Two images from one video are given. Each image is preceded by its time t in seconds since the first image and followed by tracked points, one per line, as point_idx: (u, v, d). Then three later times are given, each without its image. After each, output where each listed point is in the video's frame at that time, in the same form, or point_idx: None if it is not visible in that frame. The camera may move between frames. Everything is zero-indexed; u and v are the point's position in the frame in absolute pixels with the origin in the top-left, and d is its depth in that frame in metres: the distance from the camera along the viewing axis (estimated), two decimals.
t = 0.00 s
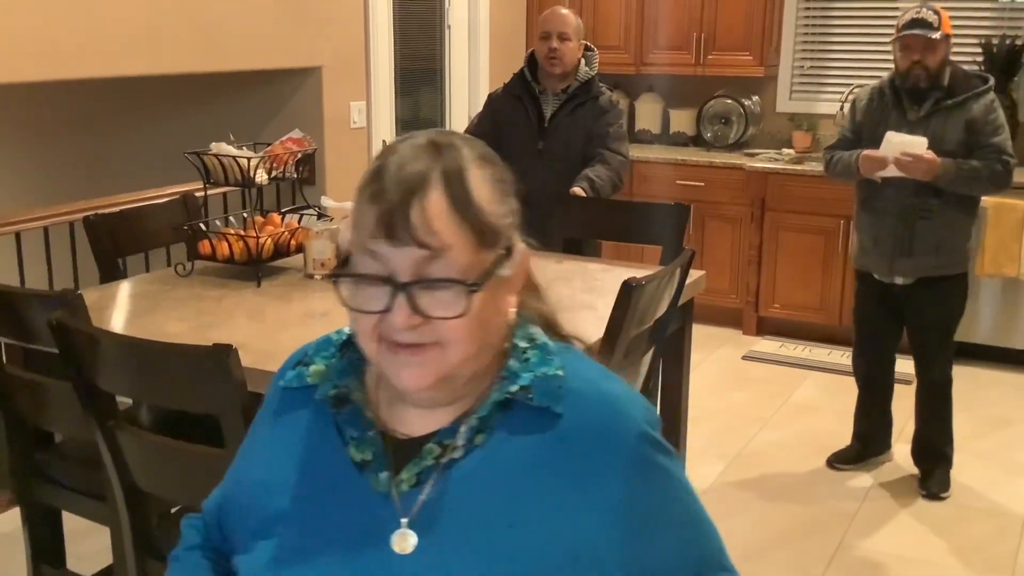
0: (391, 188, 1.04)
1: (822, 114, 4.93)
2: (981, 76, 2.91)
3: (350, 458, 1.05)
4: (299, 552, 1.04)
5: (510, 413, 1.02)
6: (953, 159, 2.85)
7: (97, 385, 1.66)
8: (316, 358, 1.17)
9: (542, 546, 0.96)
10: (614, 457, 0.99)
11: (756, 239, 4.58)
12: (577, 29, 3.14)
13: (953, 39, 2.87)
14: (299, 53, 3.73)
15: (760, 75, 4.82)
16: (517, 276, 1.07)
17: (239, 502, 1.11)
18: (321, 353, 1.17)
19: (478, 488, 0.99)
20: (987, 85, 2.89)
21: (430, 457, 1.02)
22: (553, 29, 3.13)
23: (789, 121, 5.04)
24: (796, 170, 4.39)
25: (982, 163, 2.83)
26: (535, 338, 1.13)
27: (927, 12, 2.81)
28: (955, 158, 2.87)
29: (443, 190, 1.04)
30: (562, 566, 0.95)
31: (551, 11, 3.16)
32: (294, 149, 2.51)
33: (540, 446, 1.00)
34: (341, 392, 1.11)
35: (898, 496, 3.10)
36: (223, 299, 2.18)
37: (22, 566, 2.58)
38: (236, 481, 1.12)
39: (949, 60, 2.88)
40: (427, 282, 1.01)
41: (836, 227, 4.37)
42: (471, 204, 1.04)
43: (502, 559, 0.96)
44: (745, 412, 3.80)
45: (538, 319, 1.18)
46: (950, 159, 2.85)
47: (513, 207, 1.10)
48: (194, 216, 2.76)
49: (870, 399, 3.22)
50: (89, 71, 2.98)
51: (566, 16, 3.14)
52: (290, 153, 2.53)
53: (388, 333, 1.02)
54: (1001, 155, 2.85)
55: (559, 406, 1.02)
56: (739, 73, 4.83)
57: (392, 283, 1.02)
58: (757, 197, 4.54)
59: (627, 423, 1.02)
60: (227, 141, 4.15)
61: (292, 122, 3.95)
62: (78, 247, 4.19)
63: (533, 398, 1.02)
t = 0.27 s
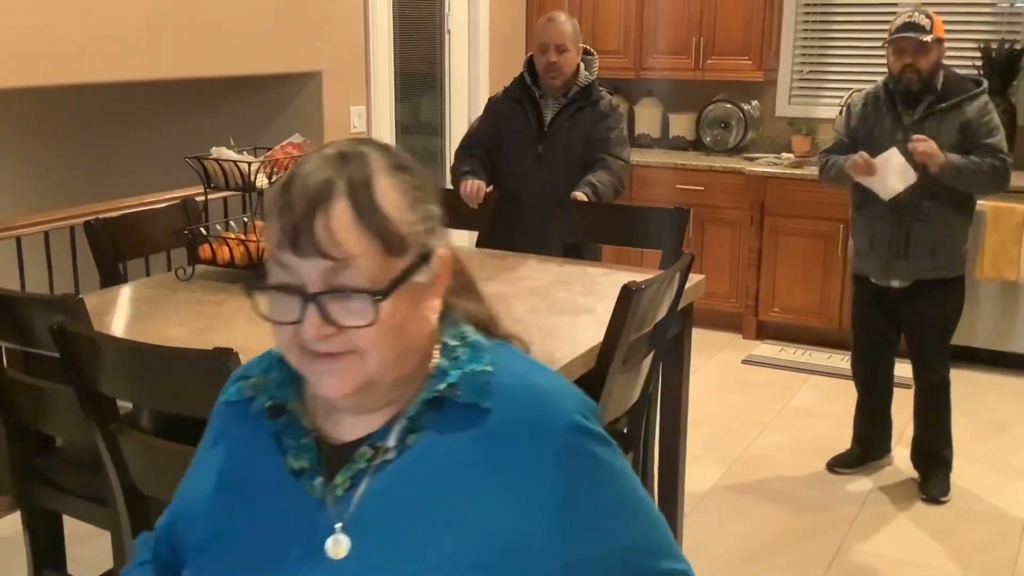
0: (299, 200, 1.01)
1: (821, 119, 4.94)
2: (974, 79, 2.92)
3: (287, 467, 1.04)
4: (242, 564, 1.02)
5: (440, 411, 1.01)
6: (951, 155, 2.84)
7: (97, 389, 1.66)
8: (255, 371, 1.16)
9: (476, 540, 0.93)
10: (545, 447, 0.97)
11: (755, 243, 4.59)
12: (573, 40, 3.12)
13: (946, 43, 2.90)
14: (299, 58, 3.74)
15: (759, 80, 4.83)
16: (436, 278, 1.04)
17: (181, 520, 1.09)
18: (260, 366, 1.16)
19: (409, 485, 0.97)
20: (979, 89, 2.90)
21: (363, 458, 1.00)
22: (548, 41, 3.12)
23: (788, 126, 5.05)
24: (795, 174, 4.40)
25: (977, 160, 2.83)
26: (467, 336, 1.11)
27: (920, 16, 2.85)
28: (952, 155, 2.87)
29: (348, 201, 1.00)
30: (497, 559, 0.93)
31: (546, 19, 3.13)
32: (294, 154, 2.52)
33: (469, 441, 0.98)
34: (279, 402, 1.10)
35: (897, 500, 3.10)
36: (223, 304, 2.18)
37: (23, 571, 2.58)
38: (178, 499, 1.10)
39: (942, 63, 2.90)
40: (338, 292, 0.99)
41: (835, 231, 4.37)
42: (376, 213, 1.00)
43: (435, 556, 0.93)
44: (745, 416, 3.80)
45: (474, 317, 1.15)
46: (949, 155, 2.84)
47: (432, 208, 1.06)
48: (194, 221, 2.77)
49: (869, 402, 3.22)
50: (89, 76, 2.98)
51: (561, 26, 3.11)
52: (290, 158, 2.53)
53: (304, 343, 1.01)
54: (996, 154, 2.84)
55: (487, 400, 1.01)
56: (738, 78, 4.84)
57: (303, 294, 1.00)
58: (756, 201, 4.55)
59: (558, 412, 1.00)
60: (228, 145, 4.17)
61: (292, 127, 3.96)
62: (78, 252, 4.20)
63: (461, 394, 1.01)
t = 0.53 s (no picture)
0: (201, 229, 0.93)
1: (817, 125, 4.95)
2: (969, 86, 2.93)
3: (224, 517, 0.99)
4: None
5: (375, 442, 0.93)
6: (937, 159, 2.87)
7: (96, 396, 1.67)
8: (177, 413, 1.08)
9: None
10: (492, 471, 0.89)
11: (751, 249, 4.60)
12: (566, 56, 3.09)
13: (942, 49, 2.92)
14: (296, 64, 3.75)
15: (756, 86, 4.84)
16: (360, 302, 0.97)
17: None
18: (182, 407, 1.09)
19: (349, 526, 0.90)
20: (974, 94, 2.91)
21: (302, 501, 0.94)
22: (542, 62, 3.10)
23: (784, 132, 5.07)
24: (790, 180, 4.41)
25: (966, 163, 2.84)
26: (398, 354, 1.02)
27: (915, 21, 2.88)
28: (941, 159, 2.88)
29: (254, 225, 0.92)
30: None
31: (539, 36, 3.08)
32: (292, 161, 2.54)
33: (407, 474, 0.91)
34: (206, 448, 1.03)
35: (894, 505, 3.11)
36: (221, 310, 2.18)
37: None
38: (117, 557, 1.05)
39: (937, 69, 2.92)
40: (247, 325, 0.91)
41: (831, 237, 4.39)
42: (286, 235, 0.92)
43: None
44: (742, 421, 3.81)
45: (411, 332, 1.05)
46: (933, 158, 2.87)
47: (348, 232, 0.98)
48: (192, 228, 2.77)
49: (866, 408, 3.22)
50: (87, 84, 2.99)
51: (555, 45, 3.07)
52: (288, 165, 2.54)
53: (215, 381, 0.93)
54: (987, 159, 2.86)
55: (422, 426, 0.92)
56: (733, 84, 4.85)
57: (210, 330, 0.92)
58: (752, 208, 4.55)
59: (499, 429, 0.91)
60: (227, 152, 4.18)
61: (290, 133, 3.98)
62: (76, 258, 4.20)
63: (395, 421, 0.93)
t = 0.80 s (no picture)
0: (145, 263, 0.96)
1: (806, 134, 4.98)
2: (959, 94, 2.94)
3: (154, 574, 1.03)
4: None
5: (335, 512, 0.97)
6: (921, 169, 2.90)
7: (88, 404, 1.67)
8: (115, 455, 1.11)
9: None
10: (456, 561, 0.94)
11: (742, 257, 4.62)
12: (556, 69, 3.10)
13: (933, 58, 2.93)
14: (287, 74, 3.76)
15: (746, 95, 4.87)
16: (316, 355, 0.98)
17: None
18: (121, 449, 1.12)
19: None
20: (965, 103, 2.92)
21: (247, 567, 0.98)
22: (532, 74, 3.10)
23: (774, 141, 5.09)
24: (780, 188, 4.43)
25: (953, 172, 2.86)
26: (365, 416, 1.07)
27: (906, 30, 2.91)
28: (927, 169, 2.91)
29: (200, 265, 0.94)
30: None
31: (528, 49, 3.08)
32: (283, 170, 2.54)
33: (368, 548, 0.95)
34: (144, 498, 1.07)
35: (885, 512, 3.12)
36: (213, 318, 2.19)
37: None
38: None
39: (928, 78, 2.94)
40: (181, 367, 0.93)
41: (820, 245, 4.41)
42: (232, 278, 0.93)
43: None
44: (734, 429, 3.82)
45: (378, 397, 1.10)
46: (916, 169, 2.91)
47: (317, 273, 1.00)
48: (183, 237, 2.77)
49: (857, 415, 3.24)
50: (79, 92, 2.99)
51: (544, 58, 3.07)
52: (279, 173, 2.55)
53: (149, 424, 0.95)
54: (976, 168, 2.86)
55: (388, 501, 0.96)
56: (724, 93, 4.88)
57: (144, 368, 0.94)
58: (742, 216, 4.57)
59: (472, 514, 0.97)
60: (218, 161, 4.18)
61: (282, 142, 3.99)
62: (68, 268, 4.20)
63: (359, 493, 0.97)
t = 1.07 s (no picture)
0: (37, 280, 0.76)
1: (794, 143, 5.01)
2: (950, 105, 2.97)
3: None
4: None
5: None
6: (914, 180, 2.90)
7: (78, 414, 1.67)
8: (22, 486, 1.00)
9: None
10: None
11: (731, 265, 4.64)
12: (549, 81, 3.06)
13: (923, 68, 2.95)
14: (278, 83, 3.77)
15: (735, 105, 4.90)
16: (239, 402, 0.81)
17: None
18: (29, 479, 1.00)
19: None
20: (956, 113, 2.94)
21: None
22: (525, 87, 3.07)
23: (762, 150, 5.12)
24: (769, 197, 4.45)
25: (944, 184, 2.88)
26: (297, 469, 0.94)
27: (897, 41, 2.92)
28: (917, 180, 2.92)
29: (101, 289, 0.74)
30: None
31: (522, 61, 3.04)
32: (274, 179, 2.54)
33: None
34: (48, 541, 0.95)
35: (874, 519, 3.13)
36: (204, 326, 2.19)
37: None
38: None
39: (919, 87, 2.96)
40: (75, 415, 0.75)
41: (809, 253, 4.43)
42: (140, 309, 0.74)
43: None
44: (724, 437, 3.83)
45: (320, 444, 0.98)
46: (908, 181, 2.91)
47: (246, 307, 0.80)
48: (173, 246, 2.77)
49: (847, 422, 3.26)
50: (69, 101, 2.99)
51: (537, 70, 3.03)
52: (269, 183, 2.55)
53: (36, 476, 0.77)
54: (966, 180, 2.89)
55: None
56: (713, 103, 4.90)
57: (32, 410, 0.76)
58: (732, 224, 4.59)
59: None
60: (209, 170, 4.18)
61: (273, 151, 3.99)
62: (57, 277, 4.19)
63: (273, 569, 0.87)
